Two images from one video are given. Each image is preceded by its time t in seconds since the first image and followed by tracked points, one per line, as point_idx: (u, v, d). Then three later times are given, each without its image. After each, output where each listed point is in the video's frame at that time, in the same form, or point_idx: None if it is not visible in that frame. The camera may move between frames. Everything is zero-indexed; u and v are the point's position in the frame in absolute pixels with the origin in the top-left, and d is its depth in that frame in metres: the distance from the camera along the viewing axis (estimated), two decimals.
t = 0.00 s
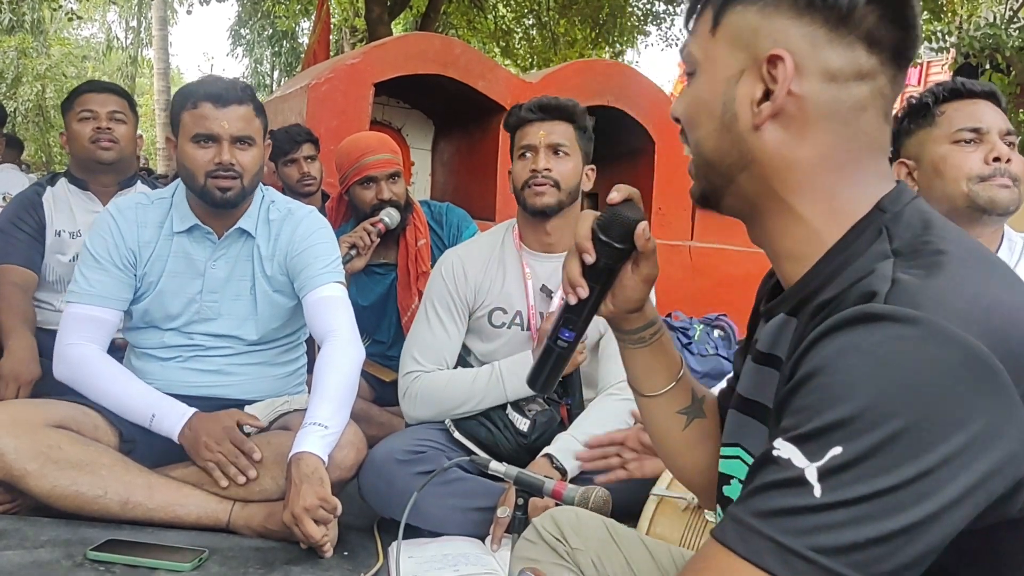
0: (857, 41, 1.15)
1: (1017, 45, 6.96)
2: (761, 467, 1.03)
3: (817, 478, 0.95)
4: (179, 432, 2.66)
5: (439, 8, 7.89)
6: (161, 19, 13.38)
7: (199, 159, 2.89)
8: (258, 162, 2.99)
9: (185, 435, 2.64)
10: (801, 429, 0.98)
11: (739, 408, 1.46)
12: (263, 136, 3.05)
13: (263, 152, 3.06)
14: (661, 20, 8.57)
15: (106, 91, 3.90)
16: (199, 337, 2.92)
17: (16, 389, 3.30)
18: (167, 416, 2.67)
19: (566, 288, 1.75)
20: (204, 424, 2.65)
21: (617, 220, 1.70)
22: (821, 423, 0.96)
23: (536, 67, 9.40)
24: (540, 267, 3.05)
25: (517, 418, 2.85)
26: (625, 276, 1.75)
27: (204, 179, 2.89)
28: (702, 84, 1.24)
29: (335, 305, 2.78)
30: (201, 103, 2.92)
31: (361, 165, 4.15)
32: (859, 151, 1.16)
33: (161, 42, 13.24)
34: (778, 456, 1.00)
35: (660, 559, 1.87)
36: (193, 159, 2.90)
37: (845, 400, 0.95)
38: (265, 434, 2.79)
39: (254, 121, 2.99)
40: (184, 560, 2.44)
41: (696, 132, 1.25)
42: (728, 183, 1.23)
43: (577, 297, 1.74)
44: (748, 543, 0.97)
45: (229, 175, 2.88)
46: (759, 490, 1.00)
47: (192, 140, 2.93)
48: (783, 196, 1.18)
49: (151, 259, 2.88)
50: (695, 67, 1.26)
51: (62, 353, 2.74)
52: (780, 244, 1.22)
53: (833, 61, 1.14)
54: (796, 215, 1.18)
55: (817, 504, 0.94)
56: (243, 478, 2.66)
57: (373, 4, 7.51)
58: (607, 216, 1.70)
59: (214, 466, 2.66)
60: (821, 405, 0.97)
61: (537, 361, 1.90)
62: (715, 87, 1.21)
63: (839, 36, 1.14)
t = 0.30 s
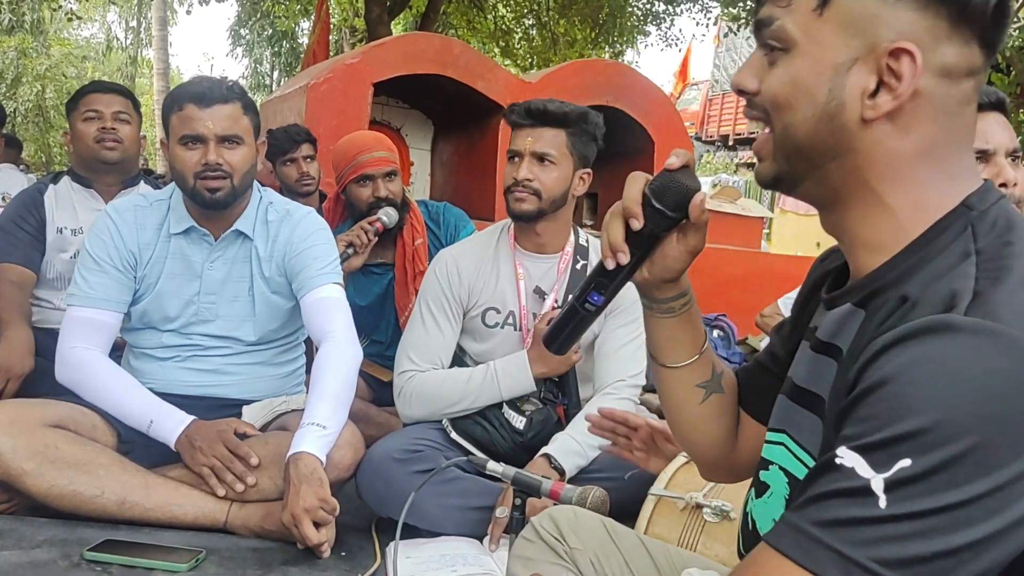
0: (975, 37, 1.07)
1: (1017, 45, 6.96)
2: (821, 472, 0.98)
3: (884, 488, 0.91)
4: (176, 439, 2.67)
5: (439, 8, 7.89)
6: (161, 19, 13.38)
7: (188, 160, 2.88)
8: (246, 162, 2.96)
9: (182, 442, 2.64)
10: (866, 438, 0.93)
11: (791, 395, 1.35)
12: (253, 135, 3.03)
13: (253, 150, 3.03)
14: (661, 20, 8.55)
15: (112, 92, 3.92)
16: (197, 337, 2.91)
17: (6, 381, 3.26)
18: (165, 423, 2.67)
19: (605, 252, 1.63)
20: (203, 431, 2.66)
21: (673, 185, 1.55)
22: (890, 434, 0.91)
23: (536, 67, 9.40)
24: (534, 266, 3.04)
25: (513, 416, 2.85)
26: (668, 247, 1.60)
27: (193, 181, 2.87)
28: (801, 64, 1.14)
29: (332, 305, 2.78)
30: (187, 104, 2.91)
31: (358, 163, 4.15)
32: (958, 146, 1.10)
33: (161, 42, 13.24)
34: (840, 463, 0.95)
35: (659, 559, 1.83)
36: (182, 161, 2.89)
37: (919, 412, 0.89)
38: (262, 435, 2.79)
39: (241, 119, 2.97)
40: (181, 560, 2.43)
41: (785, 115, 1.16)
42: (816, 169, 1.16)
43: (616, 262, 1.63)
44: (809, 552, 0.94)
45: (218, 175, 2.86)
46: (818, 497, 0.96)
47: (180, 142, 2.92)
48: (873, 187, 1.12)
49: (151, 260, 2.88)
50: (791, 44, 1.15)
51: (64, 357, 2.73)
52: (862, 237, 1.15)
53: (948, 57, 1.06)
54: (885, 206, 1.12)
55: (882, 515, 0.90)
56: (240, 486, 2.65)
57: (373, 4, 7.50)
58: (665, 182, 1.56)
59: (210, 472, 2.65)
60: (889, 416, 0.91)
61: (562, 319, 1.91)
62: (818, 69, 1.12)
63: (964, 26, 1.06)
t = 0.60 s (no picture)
0: None
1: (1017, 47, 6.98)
2: (895, 478, 0.97)
3: (963, 502, 0.89)
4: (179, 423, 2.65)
5: (440, 8, 7.90)
6: (163, 19, 13.40)
7: (198, 158, 2.87)
8: (256, 161, 2.98)
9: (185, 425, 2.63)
10: (950, 450, 0.92)
11: (851, 387, 1.29)
12: (262, 135, 3.04)
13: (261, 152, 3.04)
14: (662, 21, 8.55)
15: (118, 91, 3.92)
16: (199, 337, 2.91)
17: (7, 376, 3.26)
18: (170, 408, 2.66)
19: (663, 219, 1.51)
20: (203, 412, 2.62)
21: (744, 161, 1.48)
22: (975, 450, 0.89)
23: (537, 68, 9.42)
24: (542, 270, 3.03)
25: (516, 417, 2.85)
26: (726, 223, 1.55)
27: (203, 178, 2.87)
28: (937, 44, 1.05)
29: (334, 305, 2.78)
30: (200, 103, 2.91)
31: (359, 162, 4.15)
32: None
33: (162, 42, 13.25)
34: (918, 472, 0.94)
35: (662, 560, 1.84)
36: (192, 160, 2.87)
37: (1011, 428, 0.87)
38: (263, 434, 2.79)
39: (252, 119, 2.98)
40: (182, 560, 2.43)
41: (907, 98, 1.07)
42: (930, 160, 1.08)
43: (669, 234, 1.52)
44: (879, 558, 0.93)
45: (229, 174, 2.87)
46: (889, 503, 0.95)
47: (191, 140, 2.91)
48: (984, 183, 1.08)
49: (152, 260, 2.88)
50: (928, 20, 1.06)
51: (65, 357, 2.73)
52: (952, 237, 1.12)
53: None
54: (992, 204, 1.08)
55: (963, 531, 0.89)
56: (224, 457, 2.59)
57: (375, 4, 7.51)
58: (738, 155, 1.48)
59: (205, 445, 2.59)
60: (975, 429, 0.90)
61: (594, 285, 1.73)
62: (961, 50, 1.04)
63: None
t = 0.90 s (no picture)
0: None
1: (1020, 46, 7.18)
2: (968, 494, 1.01)
3: None
4: (165, 352, 2.58)
5: (440, 7, 7.89)
6: (163, 18, 13.39)
7: (190, 162, 2.88)
8: (249, 164, 2.96)
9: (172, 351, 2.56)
10: None
11: (904, 388, 1.29)
12: (256, 137, 3.03)
13: (256, 153, 3.03)
14: (662, 20, 8.53)
15: (117, 91, 3.92)
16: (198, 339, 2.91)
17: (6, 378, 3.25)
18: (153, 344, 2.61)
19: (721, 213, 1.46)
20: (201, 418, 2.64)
21: (812, 153, 1.43)
22: None
23: (537, 67, 9.41)
24: (540, 267, 3.03)
25: (516, 416, 2.85)
26: (785, 217, 1.49)
27: (195, 183, 2.87)
28: None
29: (335, 305, 2.78)
30: (190, 106, 2.91)
31: (359, 160, 4.15)
32: None
33: (162, 41, 13.25)
34: (993, 490, 0.98)
35: (666, 555, 1.83)
36: (184, 163, 2.88)
37: None
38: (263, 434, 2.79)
39: (244, 121, 2.97)
40: (182, 559, 2.43)
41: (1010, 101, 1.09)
42: (1014, 165, 1.12)
43: (727, 225, 1.46)
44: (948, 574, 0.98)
45: (220, 177, 2.86)
46: (959, 520, 1.00)
47: (182, 143, 2.91)
48: None
49: (147, 263, 2.88)
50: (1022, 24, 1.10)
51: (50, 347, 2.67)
52: None
53: None
54: None
55: None
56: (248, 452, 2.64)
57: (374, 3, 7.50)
58: (810, 148, 1.42)
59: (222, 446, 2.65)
60: None
61: (638, 272, 1.67)
62: None
63: None
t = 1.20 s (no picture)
0: None
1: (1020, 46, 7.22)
2: (975, 496, 1.01)
3: None
4: (164, 433, 2.66)
5: (440, 7, 7.88)
6: (163, 18, 13.39)
7: (181, 165, 2.89)
8: (240, 166, 2.97)
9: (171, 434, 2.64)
10: None
11: (911, 398, 1.30)
12: (247, 138, 3.04)
13: (247, 154, 3.04)
14: (662, 20, 8.54)
15: (115, 93, 3.92)
16: (193, 341, 2.91)
17: (9, 381, 3.25)
18: (152, 418, 2.67)
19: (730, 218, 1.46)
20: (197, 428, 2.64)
21: (824, 159, 1.41)
22: None
23: (537, 67, 9.42)
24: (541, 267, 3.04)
25: (515, 417, 2.85)
26: (795, 222, 1.48)
27: (187, 186, 2.88)
28: None
29: (332, 307, 2.79)
30: (180, 108, 2.91)
31: (359, 161, 4.15)
32: None
33: (162, 42, 13.26)
34: (1000, 492, 0.98)
35: (669, 552, 1.85)
36: (176, 166, 2.89)
37: None
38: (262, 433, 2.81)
39: (235, 122, 2.98)
40: (181, 559, 2.43)
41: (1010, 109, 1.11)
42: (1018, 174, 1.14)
43: (735, 230, 1.46)
44: None
45: (212, 180, 2.87)
46: (967, 523, 0.99)
47: (173, 146, 2.92)
48: None
49: (140, 266, 2.88)
50: None
51: (45, 362, 2.73)
52: None
53: None
54: None
55: None
56: (240, 490, 2.66)
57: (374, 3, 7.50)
58: (824, 154, 1.40)
59: (213, 473, 2.67)
60: None
61: (648, 274, 1.67)
62: None
63: None
